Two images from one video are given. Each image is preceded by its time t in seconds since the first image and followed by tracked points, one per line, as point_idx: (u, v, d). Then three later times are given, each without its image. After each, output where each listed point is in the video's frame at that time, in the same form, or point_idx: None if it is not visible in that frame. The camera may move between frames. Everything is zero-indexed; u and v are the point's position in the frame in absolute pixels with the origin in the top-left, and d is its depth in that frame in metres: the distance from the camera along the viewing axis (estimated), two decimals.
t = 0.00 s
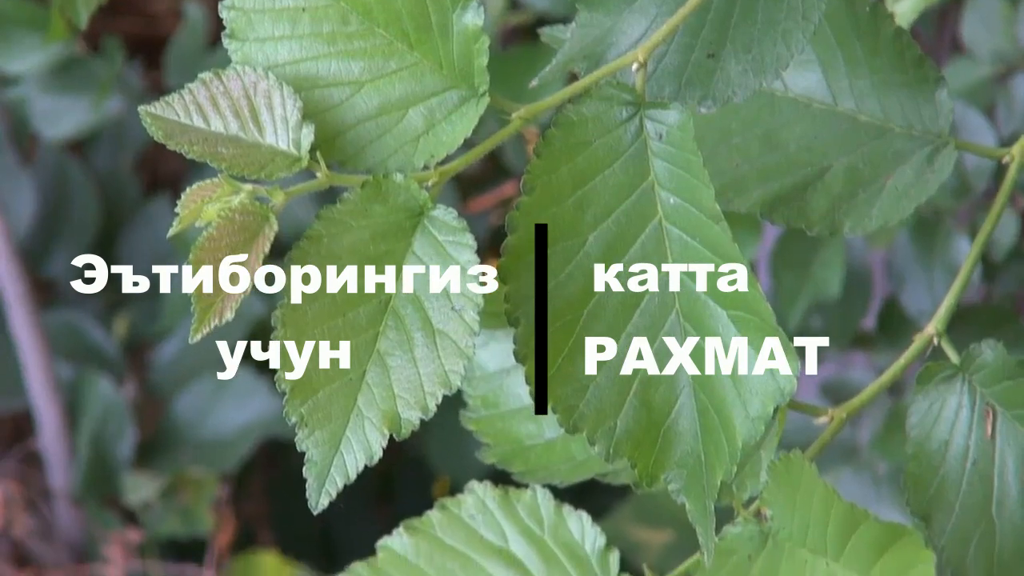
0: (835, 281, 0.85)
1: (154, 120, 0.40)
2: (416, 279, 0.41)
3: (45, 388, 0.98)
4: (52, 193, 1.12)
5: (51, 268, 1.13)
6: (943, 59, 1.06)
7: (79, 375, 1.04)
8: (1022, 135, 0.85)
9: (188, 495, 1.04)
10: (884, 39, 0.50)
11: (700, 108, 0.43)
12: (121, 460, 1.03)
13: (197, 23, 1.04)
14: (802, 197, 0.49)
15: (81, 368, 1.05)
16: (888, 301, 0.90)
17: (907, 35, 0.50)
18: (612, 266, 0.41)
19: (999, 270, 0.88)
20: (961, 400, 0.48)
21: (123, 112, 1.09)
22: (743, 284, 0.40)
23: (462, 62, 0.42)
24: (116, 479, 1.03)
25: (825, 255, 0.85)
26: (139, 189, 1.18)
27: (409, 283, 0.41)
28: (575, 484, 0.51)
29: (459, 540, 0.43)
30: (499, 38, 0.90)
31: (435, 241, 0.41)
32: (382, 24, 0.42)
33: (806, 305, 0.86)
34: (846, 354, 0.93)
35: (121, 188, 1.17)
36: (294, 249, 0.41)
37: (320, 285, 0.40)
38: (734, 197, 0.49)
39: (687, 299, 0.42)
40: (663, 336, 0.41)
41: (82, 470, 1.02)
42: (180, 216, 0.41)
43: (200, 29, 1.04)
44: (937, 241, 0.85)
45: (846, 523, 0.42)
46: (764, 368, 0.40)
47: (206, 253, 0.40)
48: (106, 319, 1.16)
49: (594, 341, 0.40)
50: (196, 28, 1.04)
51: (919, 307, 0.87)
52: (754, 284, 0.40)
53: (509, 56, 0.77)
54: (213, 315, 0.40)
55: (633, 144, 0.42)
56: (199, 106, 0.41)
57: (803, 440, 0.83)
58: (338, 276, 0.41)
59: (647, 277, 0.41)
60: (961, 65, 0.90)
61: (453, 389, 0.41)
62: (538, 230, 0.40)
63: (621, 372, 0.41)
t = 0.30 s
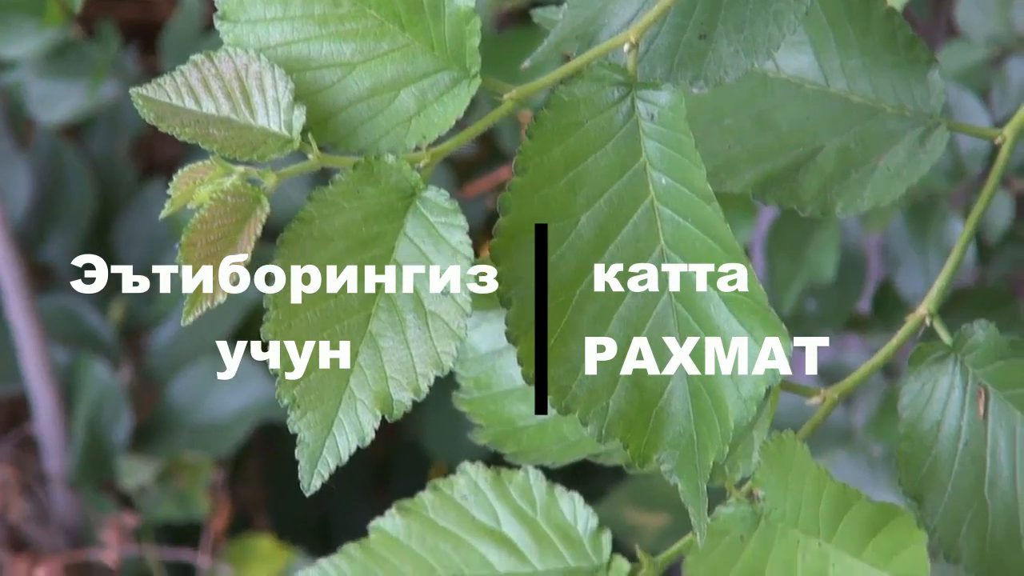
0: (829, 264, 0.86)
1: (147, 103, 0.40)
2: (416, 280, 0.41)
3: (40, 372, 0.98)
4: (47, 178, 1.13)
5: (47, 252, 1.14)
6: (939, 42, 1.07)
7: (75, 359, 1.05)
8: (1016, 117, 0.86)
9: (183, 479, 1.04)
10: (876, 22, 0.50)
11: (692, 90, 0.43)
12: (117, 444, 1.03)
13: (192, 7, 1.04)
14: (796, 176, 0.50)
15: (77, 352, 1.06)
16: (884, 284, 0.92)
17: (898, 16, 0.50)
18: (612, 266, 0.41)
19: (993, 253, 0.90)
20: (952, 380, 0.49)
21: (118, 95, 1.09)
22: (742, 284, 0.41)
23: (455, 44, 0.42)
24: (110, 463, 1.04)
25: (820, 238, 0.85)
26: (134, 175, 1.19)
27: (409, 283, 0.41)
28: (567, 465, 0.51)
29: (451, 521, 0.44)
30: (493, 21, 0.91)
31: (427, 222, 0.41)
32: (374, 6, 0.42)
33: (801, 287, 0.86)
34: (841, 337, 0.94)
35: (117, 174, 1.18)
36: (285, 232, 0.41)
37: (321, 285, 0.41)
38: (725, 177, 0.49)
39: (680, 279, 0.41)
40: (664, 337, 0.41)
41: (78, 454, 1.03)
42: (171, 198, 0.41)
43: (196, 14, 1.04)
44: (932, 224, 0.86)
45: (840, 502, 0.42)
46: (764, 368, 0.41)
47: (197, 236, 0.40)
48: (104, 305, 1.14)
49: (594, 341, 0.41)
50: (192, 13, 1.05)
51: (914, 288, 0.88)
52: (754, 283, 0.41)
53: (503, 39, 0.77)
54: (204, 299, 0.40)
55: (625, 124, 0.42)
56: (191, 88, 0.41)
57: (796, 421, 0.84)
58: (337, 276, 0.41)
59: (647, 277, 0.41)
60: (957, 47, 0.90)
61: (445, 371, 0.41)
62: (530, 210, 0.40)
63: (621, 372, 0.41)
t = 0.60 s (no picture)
0: (823, 239, 0.86)
1: (136, 75, 0.41)
2: (416, 278, 0.40)
3: (34, 349, 0.99)
4: (41, 157, 1.13)
5: (42, 230, 1.14)
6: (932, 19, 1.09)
7: (70, 337, 1.06)
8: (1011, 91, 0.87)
9: (179, 455, 1.05)
10: None
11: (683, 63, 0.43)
12: (111, 421, 1.05)
13: None
14: (788, 149, 0.49)
15: (70, 330, 1.06)
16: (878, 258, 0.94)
17: None
18: (612, 267, 0.41)
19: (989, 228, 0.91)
20: (945, 353, 0.51)
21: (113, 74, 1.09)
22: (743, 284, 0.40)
23: (445, 16, 0.42)
24: (106, 439, 1.05)
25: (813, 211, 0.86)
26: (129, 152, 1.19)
27: (409, 283, 0.40)
28: (559, 438, 0.52)
29: (444, 495, 0.46)
30: None
31: (417, 194, 0.41)
32: None
33: (795, 262, 0.87)
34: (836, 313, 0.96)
35: (112, 151, 1.19)
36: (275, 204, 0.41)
37: (320, 285, 0.40)
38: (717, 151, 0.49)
39: (670, 250, 0.41)
40: (664, 337, 0.41)
41: (73, 430, 1.05)
42: (161, 169, 0.41)
43: None
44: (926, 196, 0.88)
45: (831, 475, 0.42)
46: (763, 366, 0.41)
47: (187, 208, 0.40)
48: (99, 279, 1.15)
49: (594, 341, 0.40)
50: None
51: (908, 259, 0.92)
52: (755, 282, 0.40)
53: (498, 14, 0.77)
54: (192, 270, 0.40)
55: (616, 96, 0.42)
56: (180, 59, 0.41)
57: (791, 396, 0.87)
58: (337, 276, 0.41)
59: (647, 277, 0.41)
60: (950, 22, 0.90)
61: (436, 342, 0.41)
62: (521, 180, 0.40)
63: (622, 373, 0.40)
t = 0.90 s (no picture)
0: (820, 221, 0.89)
1: (130, 57, 0.40)
2: (416, 278, 0.40)
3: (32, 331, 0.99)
4: (39, 140, 1.13)
5: (39, 213, 1.14)
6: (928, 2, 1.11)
7: (68, 321, 1.06)
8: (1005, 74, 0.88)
9: (177, 438, 1.06)
10: None
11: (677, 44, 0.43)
12: (109, 404, 1.05)
13: None
14: (783, 130, 0.50)
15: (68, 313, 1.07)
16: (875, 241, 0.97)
17: None
18: (612, 266, 0.41)
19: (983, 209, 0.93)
20: (940, 333, 0.52)
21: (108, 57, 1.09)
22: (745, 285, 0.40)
23: None
24: (104, 423, 1.05)
25: (810, 192, 0.88)
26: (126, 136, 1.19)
27: (409, 283, 0.40)
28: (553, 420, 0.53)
29: (439, 477, 0.47)
30: None
31: (410, 174, 0.41)
32: None
33: (791, 243, 0.90)
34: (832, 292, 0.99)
35: (110, 135, 1.19)
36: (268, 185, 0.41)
37: (320, 285, 0.40)
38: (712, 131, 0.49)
39: (665, 231, 0.41)
40: (663, 337, 0.40)
41: (72, 414, 1.05)
42: (155, 151, 0.41)
43: None
44: (922, 179, 0.91)
45: (825, 457, 0.43)
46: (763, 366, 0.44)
47: (181, 190, 0.40)
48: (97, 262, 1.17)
49: (594, 341, 0.40)
50: None
51: (905, 240, 0.94)
52: (755, 281, 0.40)
53: None
54: (188, 250, 0.40)
55: (609, 77, 0.42)
56: (173, 42, 0.41)
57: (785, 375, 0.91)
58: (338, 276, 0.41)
59: (647, 277, 0.41)
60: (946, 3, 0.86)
61: (430, 323, 0.40)
62: (515, 160, 0.40)
63: (621, 372, 0.40)
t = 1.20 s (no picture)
0: (815, 192, 0.89)
1: (121, 28, 0.40)
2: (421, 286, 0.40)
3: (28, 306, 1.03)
4: (34, 114, 1.14)
5: (37, 188, 1.17)
6: None
7: (63, 297, 1.09)
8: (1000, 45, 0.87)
9: (173, 415, 1.07)
10: None
11: (670, 14, 0.43)
12: (105, 379, 1.08)
13: None
14: (776, 101, 0.50)
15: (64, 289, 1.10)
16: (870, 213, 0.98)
17: None
18: (586, 267, 0.40)
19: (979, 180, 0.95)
20: (934, 304, 0.53)
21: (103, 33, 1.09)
22: (717, 282, 0.40)
23: None
24: (100, 397, 1.08)
25: (805, 166, 0.89)
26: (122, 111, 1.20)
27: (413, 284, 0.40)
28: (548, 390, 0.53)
29: (432, 449, 0.48)
30: None
31: (404, 146, 0.41)
32: None
33: (786, 216, 0.91)
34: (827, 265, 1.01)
35: (106, 110, 1.19)
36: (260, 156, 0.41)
37: (327, 286, 0.39)
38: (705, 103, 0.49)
39: (658, 203, 0.41)
40: (631, 336, 0.40)
41: (68, 388, 1.08)
42: (148, 122, 0.41)
43: None
44: (918, 151, 0.91)
45: (817, 428, 0.45)
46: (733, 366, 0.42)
47: (173, 160, 0.40)
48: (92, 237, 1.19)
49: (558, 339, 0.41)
50: None
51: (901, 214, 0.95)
52: (729, 282, 0.40)
53: None
54: (180, 222, 0.39)
55: (602, 48, 0.42)
56: (165, 12, 0.41)
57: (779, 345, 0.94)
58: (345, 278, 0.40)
59: (622, 277, 0.40)
60: None
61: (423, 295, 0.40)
62: (508, 131, 0.40)
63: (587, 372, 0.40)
